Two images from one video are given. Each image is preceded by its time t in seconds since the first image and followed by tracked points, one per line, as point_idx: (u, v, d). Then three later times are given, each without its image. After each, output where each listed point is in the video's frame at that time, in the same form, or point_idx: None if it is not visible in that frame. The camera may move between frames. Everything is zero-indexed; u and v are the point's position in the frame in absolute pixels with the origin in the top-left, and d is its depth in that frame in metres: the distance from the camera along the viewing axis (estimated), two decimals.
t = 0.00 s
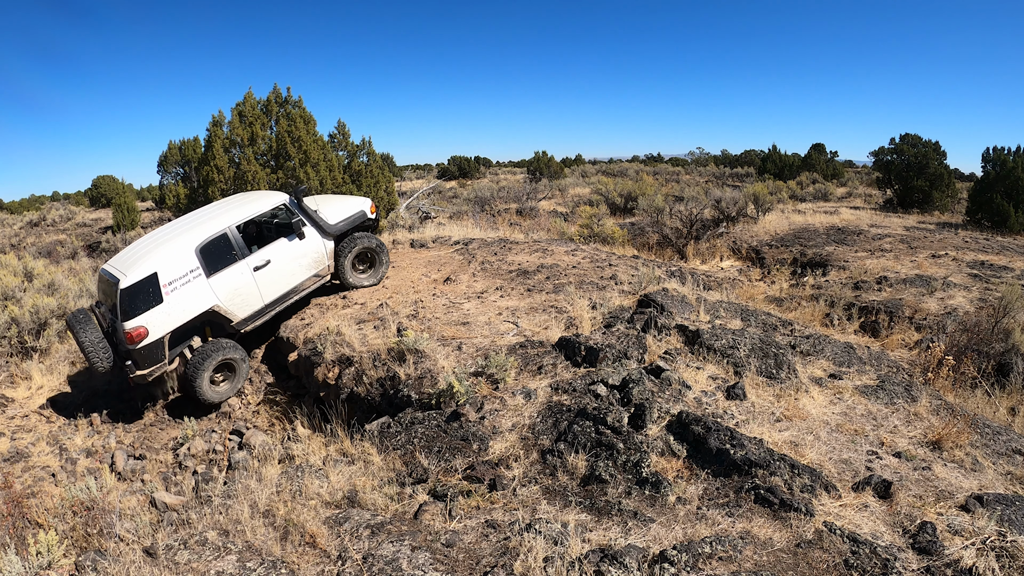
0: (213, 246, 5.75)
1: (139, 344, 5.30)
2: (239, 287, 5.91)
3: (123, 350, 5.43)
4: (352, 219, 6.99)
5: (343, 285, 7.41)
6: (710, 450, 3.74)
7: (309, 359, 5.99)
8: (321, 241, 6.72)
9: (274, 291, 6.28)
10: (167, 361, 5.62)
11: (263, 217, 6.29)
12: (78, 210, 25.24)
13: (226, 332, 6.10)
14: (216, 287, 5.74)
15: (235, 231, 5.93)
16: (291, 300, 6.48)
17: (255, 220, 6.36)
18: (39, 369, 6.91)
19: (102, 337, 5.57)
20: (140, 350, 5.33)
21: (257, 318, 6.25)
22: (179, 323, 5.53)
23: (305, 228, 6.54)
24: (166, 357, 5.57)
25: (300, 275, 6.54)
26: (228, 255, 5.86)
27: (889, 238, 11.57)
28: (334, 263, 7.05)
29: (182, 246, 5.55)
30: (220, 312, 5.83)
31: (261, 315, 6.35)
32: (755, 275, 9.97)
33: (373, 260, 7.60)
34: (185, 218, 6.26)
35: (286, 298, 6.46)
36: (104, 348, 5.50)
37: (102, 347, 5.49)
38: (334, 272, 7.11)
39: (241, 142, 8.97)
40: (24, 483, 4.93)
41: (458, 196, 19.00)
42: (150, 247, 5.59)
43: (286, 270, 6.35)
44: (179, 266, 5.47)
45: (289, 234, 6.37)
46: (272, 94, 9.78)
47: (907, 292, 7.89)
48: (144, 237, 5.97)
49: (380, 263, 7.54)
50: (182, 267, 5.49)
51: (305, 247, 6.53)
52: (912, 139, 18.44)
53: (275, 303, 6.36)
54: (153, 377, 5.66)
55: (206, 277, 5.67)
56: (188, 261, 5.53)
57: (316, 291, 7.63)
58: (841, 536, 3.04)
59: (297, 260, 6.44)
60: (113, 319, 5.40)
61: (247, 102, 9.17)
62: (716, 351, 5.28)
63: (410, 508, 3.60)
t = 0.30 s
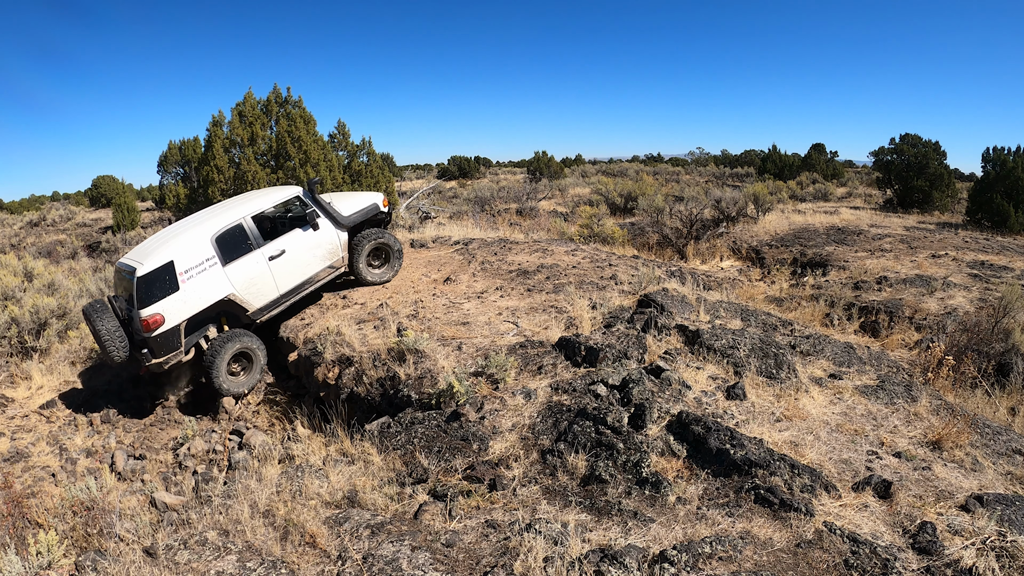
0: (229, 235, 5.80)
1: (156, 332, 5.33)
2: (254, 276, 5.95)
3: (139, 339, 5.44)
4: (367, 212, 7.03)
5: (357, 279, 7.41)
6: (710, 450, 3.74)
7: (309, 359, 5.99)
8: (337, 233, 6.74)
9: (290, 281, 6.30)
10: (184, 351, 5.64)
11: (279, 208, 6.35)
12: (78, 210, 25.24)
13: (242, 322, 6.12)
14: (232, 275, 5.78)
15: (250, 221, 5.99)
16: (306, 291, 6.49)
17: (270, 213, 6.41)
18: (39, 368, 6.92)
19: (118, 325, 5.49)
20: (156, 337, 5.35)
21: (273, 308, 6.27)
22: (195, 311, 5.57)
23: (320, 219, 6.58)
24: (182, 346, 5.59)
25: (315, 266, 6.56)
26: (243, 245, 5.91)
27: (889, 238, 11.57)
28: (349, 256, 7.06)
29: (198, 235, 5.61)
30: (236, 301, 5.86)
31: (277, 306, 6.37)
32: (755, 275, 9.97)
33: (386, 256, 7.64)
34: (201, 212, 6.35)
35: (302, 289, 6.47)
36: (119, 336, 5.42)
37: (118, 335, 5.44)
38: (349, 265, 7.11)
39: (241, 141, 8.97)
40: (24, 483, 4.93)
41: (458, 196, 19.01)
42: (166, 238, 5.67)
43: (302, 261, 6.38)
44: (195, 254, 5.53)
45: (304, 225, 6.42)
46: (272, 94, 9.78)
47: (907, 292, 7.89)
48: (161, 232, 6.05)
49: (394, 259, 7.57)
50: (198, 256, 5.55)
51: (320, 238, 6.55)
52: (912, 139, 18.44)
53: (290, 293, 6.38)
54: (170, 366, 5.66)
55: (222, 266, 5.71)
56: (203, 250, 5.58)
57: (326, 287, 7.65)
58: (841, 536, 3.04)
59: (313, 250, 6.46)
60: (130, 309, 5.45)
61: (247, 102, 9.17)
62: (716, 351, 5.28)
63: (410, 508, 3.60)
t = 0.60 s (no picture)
0: (256, 237, 5.94)
1: (185, 331, 5.50)
2: (281, 276, 6.11)
3: (167, 336, 5.65)
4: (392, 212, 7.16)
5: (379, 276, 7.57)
6: (710, 450, 3.74)
7: (310, 359, 5.99)
8: (360, 233, 6.87)
9: (314, 281, 6.46)
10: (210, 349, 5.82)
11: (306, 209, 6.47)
12: (78, 210, 25.24)
13: (267, 320, 6.30)
14: (260, 276, 5.93)
15: (278, 222, 6.11)
16: (329, 291, 6.65)
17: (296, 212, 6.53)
18: (39, 369, 6.92)
19: (145, 321, 5.74)
20: (185, 336, 5.53)
21: (297, 307, 6.44)
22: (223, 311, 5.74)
23: (345, 220, 6.70)
24: (208, 344, 5.76)
25: (339, 266, 6.72)
26: (270, 246, 6.05)
27: (889, 238, 11.57)
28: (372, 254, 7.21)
29: (227, 237, 5.75)
30: (262, 300, 6.03)
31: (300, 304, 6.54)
32: (755, 275, 9.97)
33: (406, 254, 7.81)
34: (227, 209, 6.46)
35: (325, 288, 6.63)
36: (147, 332, 5.68)
37: (146, 332, 5.68)
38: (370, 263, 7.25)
39: (241, 142, 8.97)
40: (24, 483, 4.93)
41: (458, 196, 19.00)
42: (195, 236, 5.80)
43: (326, 261, 6.54)
44: (224, 256, 5.67)
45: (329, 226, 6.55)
46: (272, 94, 9.78)
47: (907, 292, 7.89)
48: (188, 227, 6.16)
49: (414, 258, 7.74)
50: (227, 257, 5.69)
51: (345, 239, 6.69)
52: (912, 139, 18.43)
53: (314, 293, 6.55)
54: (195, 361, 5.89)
55: (249, 267, 5.86)
56: (232, 252, 5.72)
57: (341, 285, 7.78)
58: (841, 536, 3.04)
59: (337, 251, 6.62)
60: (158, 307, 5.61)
61: (247, 102, 9.17)
62: (716, 351, 5.28)
63: (410, 508, 3.60)
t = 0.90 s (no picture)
0: (272, 220, 6.08)
1: (192, 302, 5.59)
2: (291, 260, 6.18)
3: (175, 307, 5.72)
4: (409, 211, 7.21)
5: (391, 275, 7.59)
6: (710, 450, 3.74)
7: (310, 359, 5.99)
8: (375, 229, 6.94)
9: (325, 270, 6.52)
10: (215, 323, 5.89)
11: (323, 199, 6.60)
12: (78, 210, 25.24)
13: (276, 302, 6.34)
14: (270, 257, 6.03)
15: (295, 208, 6.26)
16: (339, 281, 6.70)
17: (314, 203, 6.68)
18: (39, 368, 6.92)
19: (156, 291, 5.80)
20: (192, 308, 5.62)
21: (307, 294, 6.49)
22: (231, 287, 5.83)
23: (361, 214, 6.79)
24: (213, 319, 5.82)
25: (352, 259, 6.77)
26: (285, 230, 6.17)
27: (889, 238, 11.57)
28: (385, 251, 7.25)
29: (243, 217, 5.91)
30: (272, 282, 6.10)
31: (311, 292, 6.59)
32: (755, 275, 9.97)
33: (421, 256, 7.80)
34: (249, 194, 6.67)
35: (335, 279, 6.68)
36: (156, 301, 5.74)
37: (155, 301, 5.74)
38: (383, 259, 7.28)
39: (241, 141, 8.97)
40: (24, 483, 4.94)
41: (458, 196, 19.00)
42: (213, 215, 5.99)
43: (339, 251, 6.61)
44: (237, 234, 5.81)
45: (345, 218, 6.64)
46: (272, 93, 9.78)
47: (907, 292, 7.89)
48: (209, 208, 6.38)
49: (429, 261, 7.69)
50: (240, 236, 5.83)
51: (359, 233, 6.77)
52: (912, 139, 18.43)
53: (325, 282, 6.60)
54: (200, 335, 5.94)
55: (261, 248, 5.98)
56: (246, 231, 5.86)
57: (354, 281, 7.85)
58: (841, 536, 3.04)
59: (351, 242, 6.69)
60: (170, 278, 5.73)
61: (247, 102, 9.17)
62: (716, 351, 5.28)
63: (410, 508, 3.60)
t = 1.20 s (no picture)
0: (283, 204, 6.22)
1: (201, 281, 5.69)
2: (300, 244, 6.28)
3: (184, 286, 5.81)
4: (420, 204, 7.37)
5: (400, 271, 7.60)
6: (710, 450, 3.74)
7: (310, 359, 5.99)
8: (386, 218, 7.04)
9: (334, 257, 6.61)
10: (223, 303, 5.97)
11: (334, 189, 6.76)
12: (78, 210, 25.23)
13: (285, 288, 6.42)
14: (280, 240, 6.14)
15: (306, 194, 6.40)
16: (348, 269, 6.77)
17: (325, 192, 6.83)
18: (39, 368, 6.92)
19: (167, 270, 5.93)
20: (201, 286, 5.70)
21: (315, 280, 6.56)
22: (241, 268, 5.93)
23: (372, 205, 6.91)
24: (221, 299, 5.90)
25: (361, 248, 6.86)
26: (296, 215, 6.30)
27: (889, 238, 11.57)
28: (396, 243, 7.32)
29: (256, 200, 6.06)
30: (281, 265, 6.19)
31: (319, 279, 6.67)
32: (755, 275, 9.97)
33: (431, 255, 7.85)
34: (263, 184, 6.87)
35: (345, 266, 6.75)
36: (166, 280, 5.85)
37: (165, 279, 5.85)
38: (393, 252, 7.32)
39: (241, 141, 8.97)
40: (24, 483, 4.94)
41: (458, 196, 18.99)
42: (226, 199, 6.16)
43: (349, 239, 6.71)
44: (249, 216, 5.95)
45: (355, 207, 6.76)
46: (272, 94, 9.79)
47: (907, 292, 7.89)
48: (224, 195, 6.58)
49: (438, 259, 7.69)
50: (252, 218, 5.97)
51: (369, 222, 6.88)
52: (912, 139, 18.43)
53: (334, 269, 6.67)
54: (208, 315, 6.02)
55: (272, 231, 6.10)
56: (258, 213, 6.00)
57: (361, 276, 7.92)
58: (841, 536, 3.04)
59: (361, 230, 6.79)
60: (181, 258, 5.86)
61: (247, 102, 9.17)
62: (716, 351, 5.28)
63: (410, 508, 3.60)
